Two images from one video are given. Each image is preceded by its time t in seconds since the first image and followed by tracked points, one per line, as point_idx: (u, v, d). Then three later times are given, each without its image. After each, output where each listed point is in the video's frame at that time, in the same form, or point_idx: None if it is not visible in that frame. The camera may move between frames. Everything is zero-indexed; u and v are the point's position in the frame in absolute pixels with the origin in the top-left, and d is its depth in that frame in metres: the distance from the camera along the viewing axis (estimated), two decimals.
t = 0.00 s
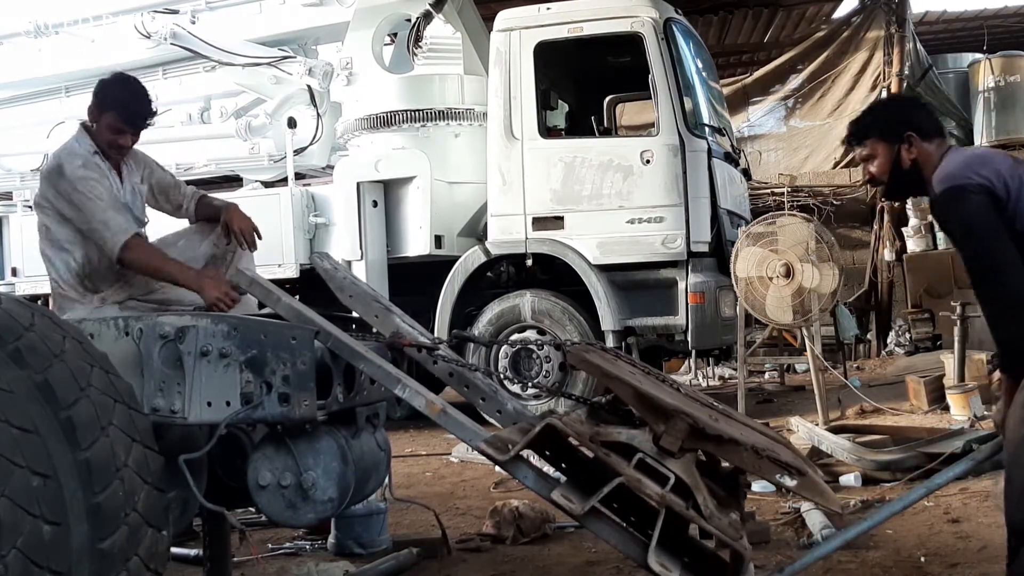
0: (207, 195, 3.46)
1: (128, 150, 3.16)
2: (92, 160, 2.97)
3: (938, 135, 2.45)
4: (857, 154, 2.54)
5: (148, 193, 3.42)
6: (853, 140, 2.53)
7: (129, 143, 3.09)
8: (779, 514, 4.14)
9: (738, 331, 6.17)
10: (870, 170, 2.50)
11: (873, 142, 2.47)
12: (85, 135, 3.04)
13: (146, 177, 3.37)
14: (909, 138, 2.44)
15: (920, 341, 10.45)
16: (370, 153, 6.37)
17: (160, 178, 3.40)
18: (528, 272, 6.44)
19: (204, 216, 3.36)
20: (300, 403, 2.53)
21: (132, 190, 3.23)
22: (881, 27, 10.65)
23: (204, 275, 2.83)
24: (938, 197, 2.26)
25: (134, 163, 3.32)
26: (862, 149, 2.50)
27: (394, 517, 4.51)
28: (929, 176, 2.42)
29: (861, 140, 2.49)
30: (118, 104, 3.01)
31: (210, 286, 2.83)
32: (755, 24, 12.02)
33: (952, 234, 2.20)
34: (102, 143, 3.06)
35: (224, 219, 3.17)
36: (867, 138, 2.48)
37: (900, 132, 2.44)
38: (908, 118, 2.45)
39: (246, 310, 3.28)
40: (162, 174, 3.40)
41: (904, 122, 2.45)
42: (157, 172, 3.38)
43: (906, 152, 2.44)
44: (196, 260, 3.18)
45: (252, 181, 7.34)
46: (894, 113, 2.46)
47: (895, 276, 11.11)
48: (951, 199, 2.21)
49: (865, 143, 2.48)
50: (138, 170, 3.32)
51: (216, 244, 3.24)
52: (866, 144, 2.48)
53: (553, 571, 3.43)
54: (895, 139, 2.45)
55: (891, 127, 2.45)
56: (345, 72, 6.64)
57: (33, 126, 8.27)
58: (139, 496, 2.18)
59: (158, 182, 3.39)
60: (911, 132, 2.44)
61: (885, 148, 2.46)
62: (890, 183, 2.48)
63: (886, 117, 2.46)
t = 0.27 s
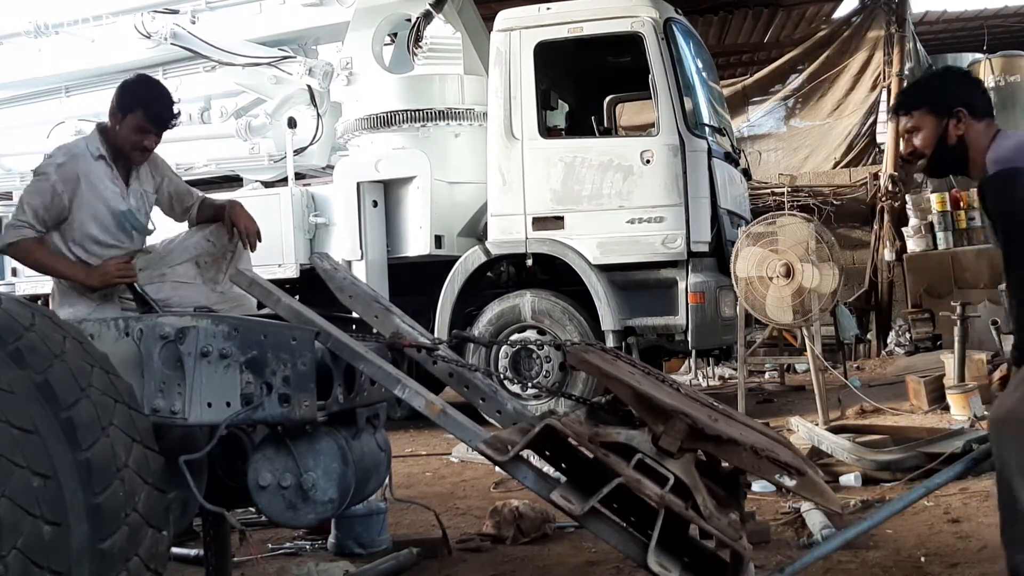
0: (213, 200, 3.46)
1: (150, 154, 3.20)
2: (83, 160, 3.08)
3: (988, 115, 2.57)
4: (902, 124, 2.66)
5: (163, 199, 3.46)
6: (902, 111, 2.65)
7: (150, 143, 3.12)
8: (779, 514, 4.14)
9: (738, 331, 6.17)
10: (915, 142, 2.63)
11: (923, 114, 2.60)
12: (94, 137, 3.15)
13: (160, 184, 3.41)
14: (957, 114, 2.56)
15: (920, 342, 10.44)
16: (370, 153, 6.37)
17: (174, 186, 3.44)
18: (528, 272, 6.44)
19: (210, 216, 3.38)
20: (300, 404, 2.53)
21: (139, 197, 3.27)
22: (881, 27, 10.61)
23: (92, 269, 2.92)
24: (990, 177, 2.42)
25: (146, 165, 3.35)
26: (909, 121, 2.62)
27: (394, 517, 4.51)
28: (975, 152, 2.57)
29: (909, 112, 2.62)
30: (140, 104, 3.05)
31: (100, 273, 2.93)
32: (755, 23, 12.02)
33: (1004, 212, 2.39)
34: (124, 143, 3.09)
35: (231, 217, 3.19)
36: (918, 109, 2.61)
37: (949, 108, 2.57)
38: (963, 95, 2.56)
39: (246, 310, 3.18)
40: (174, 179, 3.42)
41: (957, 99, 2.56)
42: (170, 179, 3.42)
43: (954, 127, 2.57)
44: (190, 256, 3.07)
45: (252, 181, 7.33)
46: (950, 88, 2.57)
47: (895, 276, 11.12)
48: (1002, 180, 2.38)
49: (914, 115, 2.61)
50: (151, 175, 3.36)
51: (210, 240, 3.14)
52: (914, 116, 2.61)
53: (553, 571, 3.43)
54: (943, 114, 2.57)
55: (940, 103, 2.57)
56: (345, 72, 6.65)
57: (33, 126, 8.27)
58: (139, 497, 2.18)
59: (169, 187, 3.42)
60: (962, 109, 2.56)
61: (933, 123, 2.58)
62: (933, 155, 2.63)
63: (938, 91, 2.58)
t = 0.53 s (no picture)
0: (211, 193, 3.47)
1: (144, 146, 3.18)
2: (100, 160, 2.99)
3: (982, 117, 2.48)
4: (893, 128, 2.58)
5: (156, 193, 3.43)
6: (892, 115, 2.57)
7: (141, 134, 3.10)
8: (779, 515, 4.14)
9: (738, 331, 6.17)
10: (905, 146, 2.55)
11: (913, 117, 2.51)
12: (92, 133, 3.07)
13: (154, 176, 3.39)
14: (948, 116, 2.47)
15: (920, 341, 10.45)
16: (370, 153, 6.37)
17: (167, 178, 3.41)
18: (528, 272, 6.44)
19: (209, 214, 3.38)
20: (300, 405, 2.53)
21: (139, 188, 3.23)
22: (881, 27, 10.59)
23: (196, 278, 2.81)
24: (981, 180, 2.31)
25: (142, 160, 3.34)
26: (899, 124, 2.54)
27: (394, 517, 4.51)
28: (970, 155, 2.47)
29: (898, 116, 2.54)
30: (132, 95, 3.04)
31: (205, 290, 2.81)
32: (755, 24, 12.01)
33: (999, 217, 2.25)
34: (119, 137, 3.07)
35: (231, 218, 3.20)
36: (907, 112, 2.52)
37: (940, 110, 2.48)
38: (954, 95, 2.47)
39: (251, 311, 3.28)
40: (169, 173, 3.41)
41: (948, 100, 2.48)
42: (163, 172, 3.39)
43: (946, 130, 2.48)
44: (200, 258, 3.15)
45: (252, 181, 7.32)
46: (940, 89, 2.48)
47: (894, 276, 11.14)
48: (995, 183, 2.25)
49: (904, 118, 2.52)
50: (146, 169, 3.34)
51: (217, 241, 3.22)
52: (904, 119, 2.53)
53: (553, 571, 3.43)
54: (935, 117, 2.48)
55: (931, 104, 2.49)
56: (345, 72, 6.65)
57: (33, 126, 8.27)
58: (139, 497, 2.18)
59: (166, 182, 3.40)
60: (953, 111, 2.47)
61: (922, 126, 2.50)
62: (925, 161, 2.54)
63: (930, 93, 2.49)
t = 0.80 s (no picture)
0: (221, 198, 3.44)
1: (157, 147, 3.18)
2: (91, 164, 3.04)
3: (941, 128, 2.55)
4: (854, 139, 2.65)
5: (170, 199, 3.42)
6: (852, 127, 2.64)
7: (154, 131, 3.10)
8: (779, 515, 4.14)
9: (739, 331, 6.17)
10: (866, 158, 2.62)
11: (872, 130, 2.57)
12: (102, 138, 3.10)
13: (166, 183, 3.38)
14: (907, 130, 2.54)
15: (920, 341, 10.44)
16: (370, 153, 6.37)
17: (180, 185, 3.40)
18: (527, 272, 6.44)
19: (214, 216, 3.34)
20: (300, 405, 2.53)
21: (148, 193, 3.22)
22: (881, 26, 10.59)
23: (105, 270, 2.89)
24: (937, 200, 2.39)
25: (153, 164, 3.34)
26: (859, 137, 2.61)
27: (394, 517, 4.51)
28: (928, 167, 2.54)
29: (858, 128, 2.60)
30: (143, 93, 3.06)
31: (112, 275, 2.89)
32: (755, 24, 12.01)
33: (952, 239, 2.33)
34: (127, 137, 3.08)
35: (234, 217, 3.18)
36: (867, 125, 2.58)
37: (899, 124, 2.55)
38: (912, 110, 2.54)
39: (247, 309, 3.21)
40: (181, 179, 3.40)
41: (907, 114, 2.54)
42: (177, 179, 3.38)
43: (905, 143, 2.55)
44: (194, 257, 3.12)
45: (252, 181, 7.32)
46: (899, 104, 2.55)
47: (895, 276, 11.20)
48: (951, 205, 2.34)
49: (863, 131, 2.59)
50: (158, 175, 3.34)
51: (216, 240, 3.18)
52: (864, 132, 2.60)
53: (553, 571, 3.43)
54: (894, 131, 2.55)
55: (891, 118, 2.55)
56: (345, 72, 6.66)
57: (33, 126, 8.28)
58: (139, 497, 2.18)
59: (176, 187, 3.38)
60: (912, 124, 2.54)
61: (882, 139, 2.56)
62: (885, 173, 2.61)
63: (889, 107, 2.56)
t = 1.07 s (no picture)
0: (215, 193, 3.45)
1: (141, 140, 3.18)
2: (97, 160, 2.99)
3: (899, 125, 2.42)
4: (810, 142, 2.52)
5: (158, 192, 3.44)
6: (807, 130, 2.50)
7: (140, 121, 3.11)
8: (779, 515, 4.14)
9: (738, 331, 6.17)
10: (823, 161, 2.48)
11: (829, 133, 2.45)
12: (90, 132, 3.07)
13: (155, 175, 3.40)
14: (864, 131, 2.41)
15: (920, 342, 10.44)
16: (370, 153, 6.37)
17: (168, 176, 3.42)
18: (527, 272, 6.44)
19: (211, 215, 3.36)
20: (300, 402, 2.53)
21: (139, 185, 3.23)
22: (881, 26, 10.60)
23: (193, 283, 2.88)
24: (891, 202, 2.24)
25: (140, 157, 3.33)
26: (816, 139, 2.48)
27: (394, 517, 4.51)
28: (888, 168, 2.42)
29: (813, 130, 2.47)
30: (122, 87, 3.06)
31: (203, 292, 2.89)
32: (755, 24, 12.00)
33: (910, 243, 2.20)
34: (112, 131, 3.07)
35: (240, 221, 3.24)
36: (822, 128, 2.45)
37: (856, 124, 2.42)
38: (865, 110, 2.41)
39: (249, 309, 3.27)
40: (170, 171, 3.42)
41: (861, 114, 2.41)
42: (164, 169, 3.40)
43: (862, 145, 2.42)
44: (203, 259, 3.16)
45: (252, 181, 7.32)
46: (852, 105, 2.42)
47: (895, 275, 11.17)
48: (904, 207, 2.19)
49: (820, 134, 2.45)
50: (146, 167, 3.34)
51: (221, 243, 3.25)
52: (821, 135, 2.46)
53: (553, 571, 3.43)
54: (851, 133, 2.42)
55: (848, 118, 2.42)
56: (345, 72, 6.66)
57: (33, 126, 8.27)
58: (139, 496, 2.18)
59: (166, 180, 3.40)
60: (868, 125, 2.41)
61: (839, 142, 2.44)
62: (843, 176, 2.48)
63: (844, 106, 2.43)
